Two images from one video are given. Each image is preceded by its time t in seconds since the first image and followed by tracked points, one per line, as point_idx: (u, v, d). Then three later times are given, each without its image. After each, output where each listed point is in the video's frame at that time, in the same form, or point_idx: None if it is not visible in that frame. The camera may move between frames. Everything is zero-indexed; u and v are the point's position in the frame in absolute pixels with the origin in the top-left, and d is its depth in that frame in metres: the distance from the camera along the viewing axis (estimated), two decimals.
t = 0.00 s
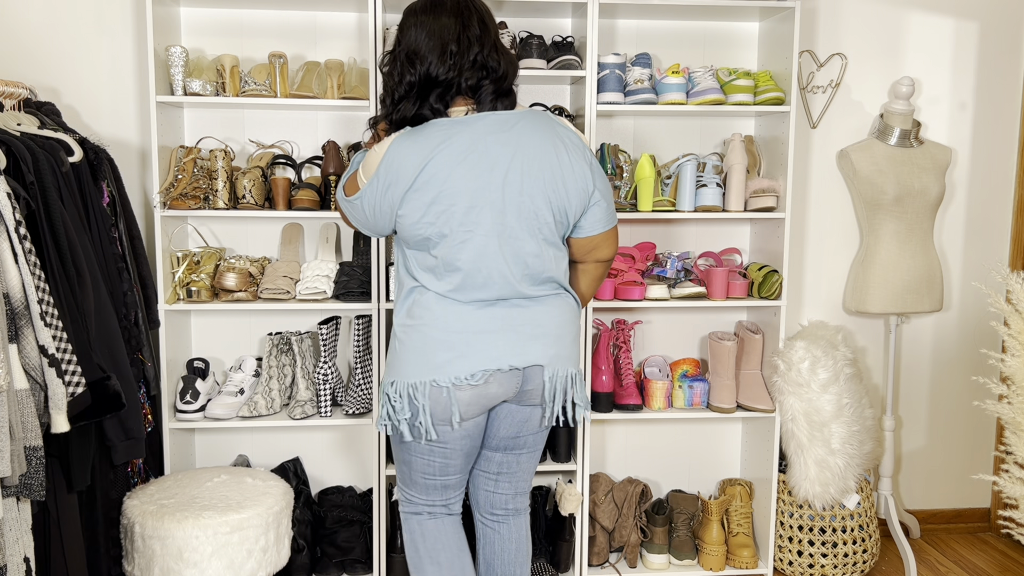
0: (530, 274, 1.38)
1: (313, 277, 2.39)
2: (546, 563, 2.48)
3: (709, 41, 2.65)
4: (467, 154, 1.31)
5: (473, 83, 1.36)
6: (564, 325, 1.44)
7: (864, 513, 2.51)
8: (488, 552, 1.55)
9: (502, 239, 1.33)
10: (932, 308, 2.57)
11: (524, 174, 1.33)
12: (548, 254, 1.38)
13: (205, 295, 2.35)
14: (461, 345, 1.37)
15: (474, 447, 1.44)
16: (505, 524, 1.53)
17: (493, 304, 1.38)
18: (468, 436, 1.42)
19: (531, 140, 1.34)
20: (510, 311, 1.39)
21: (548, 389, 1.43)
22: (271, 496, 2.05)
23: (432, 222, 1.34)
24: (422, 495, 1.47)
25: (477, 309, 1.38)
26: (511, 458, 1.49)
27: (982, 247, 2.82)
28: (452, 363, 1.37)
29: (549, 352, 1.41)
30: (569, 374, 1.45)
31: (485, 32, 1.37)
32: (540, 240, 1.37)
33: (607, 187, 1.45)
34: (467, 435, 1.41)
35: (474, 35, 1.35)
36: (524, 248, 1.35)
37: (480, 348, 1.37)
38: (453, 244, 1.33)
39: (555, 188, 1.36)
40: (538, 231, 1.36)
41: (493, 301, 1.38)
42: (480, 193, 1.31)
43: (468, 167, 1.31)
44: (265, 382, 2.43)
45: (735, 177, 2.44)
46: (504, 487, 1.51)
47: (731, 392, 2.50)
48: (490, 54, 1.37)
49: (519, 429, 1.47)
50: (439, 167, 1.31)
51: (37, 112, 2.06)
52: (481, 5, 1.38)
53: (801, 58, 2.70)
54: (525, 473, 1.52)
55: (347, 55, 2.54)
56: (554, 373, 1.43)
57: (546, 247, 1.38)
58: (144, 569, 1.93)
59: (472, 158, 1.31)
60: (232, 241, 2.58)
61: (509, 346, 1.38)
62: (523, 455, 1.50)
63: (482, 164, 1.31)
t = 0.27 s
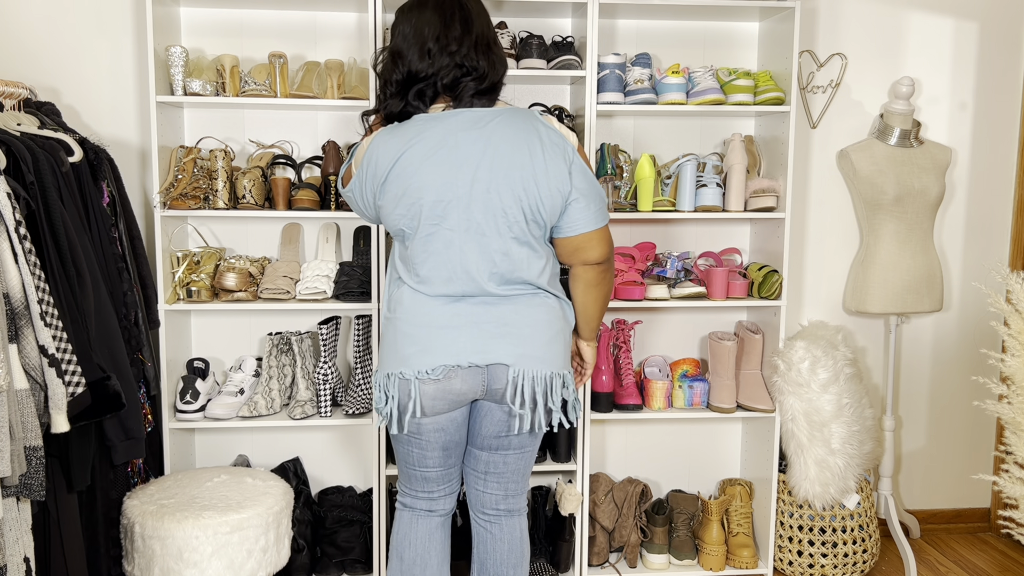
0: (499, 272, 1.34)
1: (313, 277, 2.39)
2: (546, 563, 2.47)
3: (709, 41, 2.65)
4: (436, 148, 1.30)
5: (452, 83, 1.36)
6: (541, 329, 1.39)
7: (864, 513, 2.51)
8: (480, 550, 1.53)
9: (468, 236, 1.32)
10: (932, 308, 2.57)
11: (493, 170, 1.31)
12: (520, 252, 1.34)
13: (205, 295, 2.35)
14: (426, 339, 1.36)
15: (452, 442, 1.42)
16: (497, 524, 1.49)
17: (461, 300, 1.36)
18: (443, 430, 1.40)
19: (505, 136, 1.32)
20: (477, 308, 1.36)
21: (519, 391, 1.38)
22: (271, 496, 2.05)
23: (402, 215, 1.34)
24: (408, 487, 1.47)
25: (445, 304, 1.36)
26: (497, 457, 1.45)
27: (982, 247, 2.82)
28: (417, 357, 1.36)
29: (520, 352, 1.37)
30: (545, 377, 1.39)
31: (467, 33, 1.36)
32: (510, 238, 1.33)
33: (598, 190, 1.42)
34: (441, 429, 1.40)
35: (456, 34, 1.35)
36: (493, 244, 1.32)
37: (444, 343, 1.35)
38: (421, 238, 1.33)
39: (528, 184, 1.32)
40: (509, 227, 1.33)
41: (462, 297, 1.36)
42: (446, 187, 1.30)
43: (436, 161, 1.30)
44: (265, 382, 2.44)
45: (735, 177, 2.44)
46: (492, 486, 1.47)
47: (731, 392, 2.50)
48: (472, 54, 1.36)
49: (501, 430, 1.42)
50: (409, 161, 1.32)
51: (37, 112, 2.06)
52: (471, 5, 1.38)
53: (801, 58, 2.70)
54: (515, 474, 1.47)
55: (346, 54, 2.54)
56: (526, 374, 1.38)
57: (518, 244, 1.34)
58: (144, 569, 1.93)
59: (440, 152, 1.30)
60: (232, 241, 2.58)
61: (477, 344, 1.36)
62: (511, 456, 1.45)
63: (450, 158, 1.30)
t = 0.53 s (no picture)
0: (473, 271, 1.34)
1: (313, 277, 2.38)
2: (546, 563, 2.48)
3: (709, 41, 2.65)
4: (410, 146, 1.28)
5: (414, 90, 1.33)
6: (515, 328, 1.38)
7: (864, 513, 2.51)
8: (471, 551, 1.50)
9: (439, 232, 1.30)
10: (932, 308, 2.57)
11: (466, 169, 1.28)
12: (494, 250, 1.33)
13: (205, 295, 2.35)
14: (399, 334, 1.35)
15: (444, 438, 1.40)
16: (491, 523, 1.47)
17: (435, 297, 1.35)
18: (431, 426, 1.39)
19: (479, 134, 1.30)
20: (452, 304, 1.35)
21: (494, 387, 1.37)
22: (271, 496, 2.05)
23: (376, 211, 1.33)
24: (402, 491, 1.44)
25: (420, 300, 1.35)
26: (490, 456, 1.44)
27: (982, 247, 2.82)
28: (390, 352, 1.35)
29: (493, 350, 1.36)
30: (521, 376, 1.38)
31: (433, 34, 1.31)
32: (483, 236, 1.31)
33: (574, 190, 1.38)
34: (429, 425, 1.38)
35: (416, 41, 1.30)
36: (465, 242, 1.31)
37: (416, 340, 1.34)
38: (394, 235, 1.32)
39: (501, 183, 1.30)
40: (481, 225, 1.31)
41: (435, 293, 1.35)
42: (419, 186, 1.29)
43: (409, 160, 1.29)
44: (265, 382, 2.43)
45: (735, 177, 2.44)
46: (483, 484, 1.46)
47: (731, 392, 2.50)
48: (434, 61, 1.31)
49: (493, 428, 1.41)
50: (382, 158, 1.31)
51: (37, 112, 2.06)
52: (438, 6, 1.32)
53: (801, 58, 2.70)
54: (504, 474, 1.45)
55: (347, 54, 2.54)
56: (500, 372, 1.37)
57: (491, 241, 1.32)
58: (144, 569, 1.93)
59: (413, 150, 1.28)
60: (232, 241, 2.58)
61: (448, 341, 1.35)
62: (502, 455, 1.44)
63: (422, 155, 1.28)
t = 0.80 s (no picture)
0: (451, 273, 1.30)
1: (313, 277, 2.37)
2: (546, 563, 2.48)
3: (709, 41, 2.65)
4: (393, 142, 1.28)
5: (393, 93, 1.34)
6: (492, 335, 1.33)
7: (864, 513, 2.51)
8: (460, 547, 1.48)
9: (420, 229, 1.28)
10: (932, 308, 2.57)
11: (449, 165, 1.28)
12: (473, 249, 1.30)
13: (205, 295, 2.35)
14: (373, 334, 1.31)
15: (432, 436, 1.35)
16: (479, 519, 1.46)
17: (411, 297, 1.31)
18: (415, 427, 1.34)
19: (463, 134, 1.29)
20: (429, 306, 1.31)
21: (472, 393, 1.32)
22: (271, 496, 2.05)
23: (357, 208, 1.31)
24: (391, 496, 1.38)
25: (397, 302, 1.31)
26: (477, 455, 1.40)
27: (982, 247, 2.82)
28: (364, 353, 1.31)
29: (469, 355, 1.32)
30: (498, 384, 1.34)
31: (409, 38, 1.31)
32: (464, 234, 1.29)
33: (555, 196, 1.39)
34: (413, 424, 1.34)
35: (395, 46, 1.31)
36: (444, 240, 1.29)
37: (391, 340, 1.30)
38: (375, 232, 1.30)
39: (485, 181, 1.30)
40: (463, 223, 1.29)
41: (412, 293, 1.31)
42: (401, 181, 1.27)
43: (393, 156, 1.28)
44: (265, 382, 2.43)
45: (735, 177, 2.44)
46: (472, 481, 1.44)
47: (731, 392, 2.50)
48: (412, 66, 1.32)
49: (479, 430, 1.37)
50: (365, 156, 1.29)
51: (37, 112, 2.06)
52: (417, 11, 1.31)
53: (801, 58, 2.70)
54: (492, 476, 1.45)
55: (347, 54, 2.54)
56: (476, 379, 1.32)
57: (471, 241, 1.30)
58: (144, 569, 1.93)
59: (396, 145, 1.27)
60: (232, 241, 2.58)
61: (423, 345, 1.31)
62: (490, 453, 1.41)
63: (405, 151, 1.27)
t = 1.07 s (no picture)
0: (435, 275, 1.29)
1: (313, 276, 2.36)
2: (546, 563, 2.48)
3: (709, 41, 2.65)
4: (378, 141, 1.28)
5: (378, 92, 1.34)
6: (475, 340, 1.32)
7: (864, 513, 2.51)
8: (453, 544, 1.49)
9: (405, 229, 1.28)
10: (932, 308, 2.57)
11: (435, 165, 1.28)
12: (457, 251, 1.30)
13: (205, 295, 2.35)
14: (353, 337, 1.30)
15: (417, 439, 1.35)
16: (471, 517, 1.47)
17: (393, 300, 1.30)
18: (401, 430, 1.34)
19: (449, 135, 1.29)
20: (409, 309, 1.30)
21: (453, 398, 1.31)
22: (271, 496, 2.05)
23: (341, 207, 1.30)
24: (380, 499, 1.38)
25: (377, 305, 1.30)
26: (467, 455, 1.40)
27: (982, 247, 2.82)
28: (345, 356, 1.31)
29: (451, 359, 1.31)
30: (480, 391, 1.33)
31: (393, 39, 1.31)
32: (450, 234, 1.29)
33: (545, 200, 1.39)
34: (398, 426, 1.33)
35: (378, 45, 1.32)
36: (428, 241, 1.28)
37: (371, 343, 1.30)
38: (359, 232, 1.30)
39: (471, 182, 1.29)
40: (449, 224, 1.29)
41: (392, 296, 1.30)
42: (386, 181, 1.27)
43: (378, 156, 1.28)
44: (265, 382, 2.43)
45: (735, 177, 2.44)
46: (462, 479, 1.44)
47: (731, 392, 2.50)
48: (396, 65, 1.32)
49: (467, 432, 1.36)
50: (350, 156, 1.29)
51: (37, 112, 2.06)
52: (403, 10, 1.31)
53: (801, 58, 2.70)
54: (482, 478, 1.45)
55: (347, 54, 2.54)
56: (458, 385, 1.32)
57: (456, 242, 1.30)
58: (144, 569, 1.93)
59: (382, 145, 1.27)
60: (232, 241, 2.58)
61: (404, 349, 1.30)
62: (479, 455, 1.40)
63: (389, 150, 1.27)
